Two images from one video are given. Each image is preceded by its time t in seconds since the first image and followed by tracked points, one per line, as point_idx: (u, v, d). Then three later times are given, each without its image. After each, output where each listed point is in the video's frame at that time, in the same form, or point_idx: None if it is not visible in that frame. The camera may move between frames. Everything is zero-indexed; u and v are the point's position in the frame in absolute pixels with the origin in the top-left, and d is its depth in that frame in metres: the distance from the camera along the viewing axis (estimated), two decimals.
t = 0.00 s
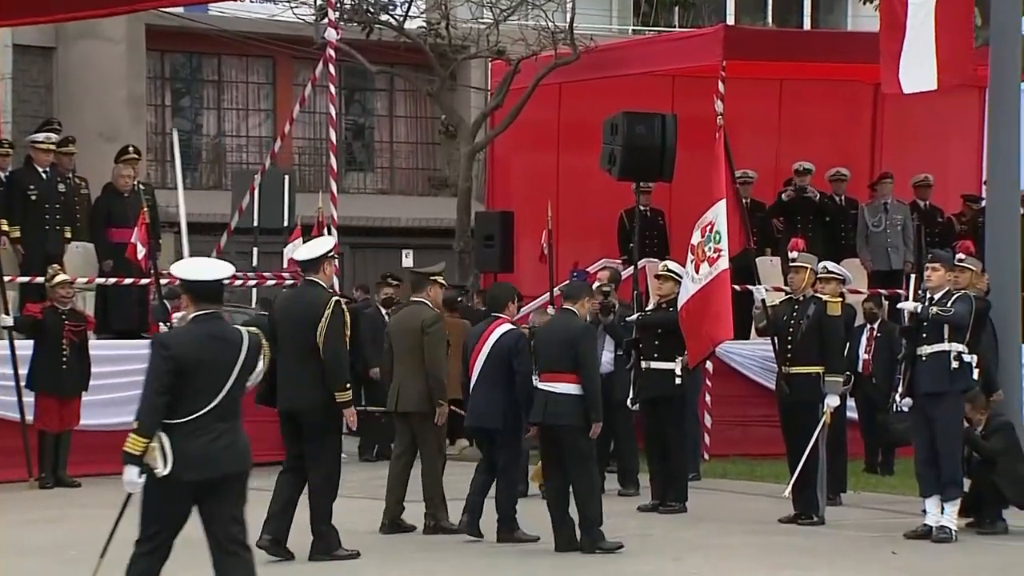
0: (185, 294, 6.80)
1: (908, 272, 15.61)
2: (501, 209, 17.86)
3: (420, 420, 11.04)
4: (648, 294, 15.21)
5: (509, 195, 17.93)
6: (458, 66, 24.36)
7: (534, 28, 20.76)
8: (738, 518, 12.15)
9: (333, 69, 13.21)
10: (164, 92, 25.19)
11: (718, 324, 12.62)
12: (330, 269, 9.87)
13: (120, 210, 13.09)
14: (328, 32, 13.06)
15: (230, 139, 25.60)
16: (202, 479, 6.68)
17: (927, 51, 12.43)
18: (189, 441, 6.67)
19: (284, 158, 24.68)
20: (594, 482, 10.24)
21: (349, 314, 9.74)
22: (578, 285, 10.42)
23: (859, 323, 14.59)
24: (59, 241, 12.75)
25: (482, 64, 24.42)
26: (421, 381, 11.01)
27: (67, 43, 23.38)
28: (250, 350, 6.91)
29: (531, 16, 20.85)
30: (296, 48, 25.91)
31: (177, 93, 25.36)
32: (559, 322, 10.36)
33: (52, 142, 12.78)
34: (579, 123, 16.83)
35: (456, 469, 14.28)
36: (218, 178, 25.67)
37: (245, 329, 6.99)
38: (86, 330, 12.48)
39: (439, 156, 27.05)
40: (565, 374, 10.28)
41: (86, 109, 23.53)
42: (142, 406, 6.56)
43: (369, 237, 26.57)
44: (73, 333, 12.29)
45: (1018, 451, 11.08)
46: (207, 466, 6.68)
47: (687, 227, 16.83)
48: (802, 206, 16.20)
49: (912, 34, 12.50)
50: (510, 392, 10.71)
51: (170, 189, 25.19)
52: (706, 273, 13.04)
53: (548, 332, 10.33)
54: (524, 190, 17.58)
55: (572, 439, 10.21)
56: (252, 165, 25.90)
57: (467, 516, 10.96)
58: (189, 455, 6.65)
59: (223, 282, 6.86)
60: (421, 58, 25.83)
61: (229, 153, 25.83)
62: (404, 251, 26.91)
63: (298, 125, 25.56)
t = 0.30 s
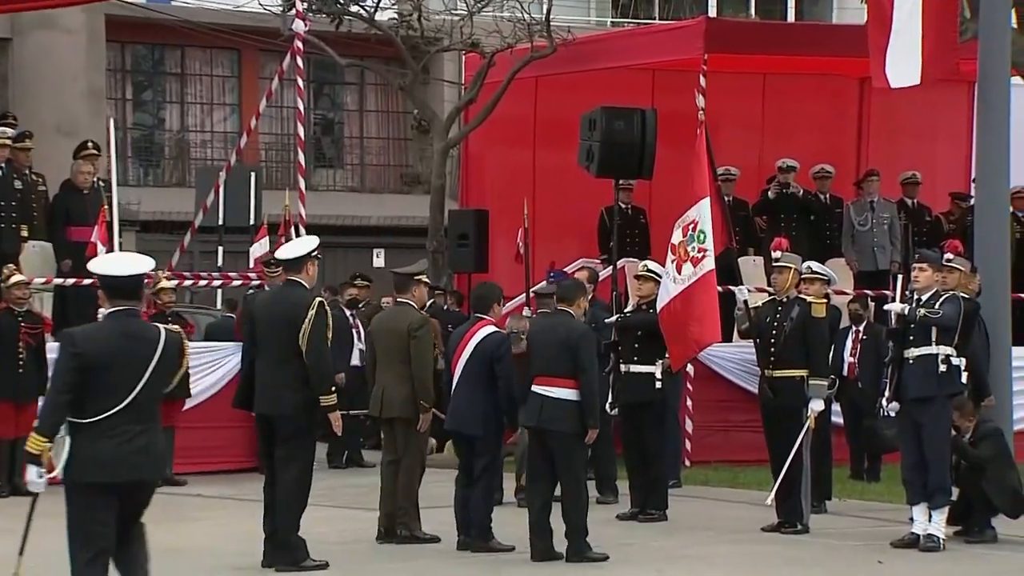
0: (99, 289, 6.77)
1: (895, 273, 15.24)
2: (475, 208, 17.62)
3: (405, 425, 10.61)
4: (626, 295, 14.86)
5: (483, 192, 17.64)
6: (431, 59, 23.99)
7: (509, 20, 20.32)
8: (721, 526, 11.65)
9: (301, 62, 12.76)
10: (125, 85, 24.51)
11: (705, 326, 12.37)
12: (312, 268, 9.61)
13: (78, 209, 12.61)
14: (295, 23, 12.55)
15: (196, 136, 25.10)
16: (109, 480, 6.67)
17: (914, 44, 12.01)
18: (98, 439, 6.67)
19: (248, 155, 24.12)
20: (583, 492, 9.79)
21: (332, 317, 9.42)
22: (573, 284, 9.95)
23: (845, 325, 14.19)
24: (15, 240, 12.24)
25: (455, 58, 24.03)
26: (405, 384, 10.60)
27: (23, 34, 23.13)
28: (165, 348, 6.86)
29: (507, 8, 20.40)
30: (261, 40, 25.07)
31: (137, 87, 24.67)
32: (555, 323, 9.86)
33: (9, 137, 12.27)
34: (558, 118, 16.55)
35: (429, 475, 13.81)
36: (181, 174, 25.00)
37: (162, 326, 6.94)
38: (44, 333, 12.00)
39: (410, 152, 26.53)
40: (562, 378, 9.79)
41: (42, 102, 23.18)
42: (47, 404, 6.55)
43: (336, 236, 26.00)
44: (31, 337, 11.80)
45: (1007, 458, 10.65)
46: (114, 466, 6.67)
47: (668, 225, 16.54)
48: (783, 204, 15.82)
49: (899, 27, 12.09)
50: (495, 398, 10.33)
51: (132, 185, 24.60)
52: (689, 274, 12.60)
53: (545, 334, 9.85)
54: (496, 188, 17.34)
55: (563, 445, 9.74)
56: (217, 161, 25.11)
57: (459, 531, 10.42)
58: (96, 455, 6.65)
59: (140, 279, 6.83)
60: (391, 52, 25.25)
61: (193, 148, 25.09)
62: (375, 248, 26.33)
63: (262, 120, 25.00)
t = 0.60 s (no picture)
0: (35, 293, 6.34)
1: (890, 272, 14.81)
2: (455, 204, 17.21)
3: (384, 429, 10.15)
4: (612, 295, 14.50)
5: (463, 187, 17.23)
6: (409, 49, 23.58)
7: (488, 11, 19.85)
8: (708, 534, 11.16)
9: (274, 52, 12.27)
10: (88, 76, 23.92)
11: (700, 329, 11.86)
12: (286, 267, 9.10)
13: (39, 204, 12.09)
14: (267, 13, 12.07)
15: (163, 128, 24.53)
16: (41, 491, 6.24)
17: (905, 34, 11.53)
18: (29, 450, 6.25)
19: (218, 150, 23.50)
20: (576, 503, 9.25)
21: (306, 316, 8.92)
22: (567, 283, 9.45)
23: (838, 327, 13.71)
24: None
25: (433, 49, 23.74)
26: (384, 387, 10.11)
27: None
28: (103, 354, 6.44)
29: None
30: (232, 28, 24.23)
31: (101, 77, 24.07)
32: (550, 324, 9.37)
33: None
34: (543, 110, 16.20)
35: (408, 483, 13.32)
36: (146, 169, 24.41)
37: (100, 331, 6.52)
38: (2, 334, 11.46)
39: (387, 146, 26.01)
40: (557, 381, 9.30)
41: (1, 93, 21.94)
42: None
43: (308, 233, 25.33)
44: None
45: (1006, 465, 10.21)
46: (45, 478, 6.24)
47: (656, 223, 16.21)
48: (774, 200, 15.35)
49: (891, 18, 11.62)
50: (473, 402, 9.84)
51: (95, 180, 24.05)
52: (683, 273, 12.11)
53: (539, 335, 9.37)
54: (478, 183, 16.90)
55: (559, 451, 9.22)
56: (185, 155, 24.55)
57: (437, 541, 9.91)
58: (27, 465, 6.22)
59: (78, 283, 6.40)
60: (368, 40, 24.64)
61: (159, 142, 24.50)
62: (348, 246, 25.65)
63: (233, 112, 24.46)
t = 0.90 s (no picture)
0: None
1: (884, 271, 14.44)
2: (436, 198, 16.87)
3: (361, 433, 9.69)
4: (598, 294, 14.17)
5: (445, 181, 16.87)
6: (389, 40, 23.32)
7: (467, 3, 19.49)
8: (698, 542, 10.72)
9: (248, 43, 11.80)
10: (55, 67, 23.46)
11: (698, 331, 11.48)
12: (259, 264, 8.65)
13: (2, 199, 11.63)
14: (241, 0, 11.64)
15: (133, 120, 24.01)
16: None
17: (897, 25, 11.13)
18: None
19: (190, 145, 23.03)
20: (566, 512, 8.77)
21: (279, 312, 8.49)
22: (554, 281, 8.98)
23: (832, 328, 13.29)
24: None
25: (414, 40, 23.45)
26: (361, 390, 9.66)
27: None
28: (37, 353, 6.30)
29: None
30: (202, 17, 24.06)
31: (69, 68, 23.61)
32: (536, 325, 8.91)
33: None
34: (529, 104, 15.94)
35: (387, 489, 12.88)
36: (115, 163, 23.86)
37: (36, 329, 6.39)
38: None
39: (365, 140, 25.56)
40: (545, 385, 8.84)
41: None
42: None
43: (281, 231, 24.79)
44: None
45: (1005, 468, 9.80)
46: None
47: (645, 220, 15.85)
48: (767, 196, 14.93)
49: (884, 8, 11.23)
50: (454, 405, 9.39)
51: (62, 174, 23.51)
52: (677, 274, 11.64)
53: (525, 336, 8.91)
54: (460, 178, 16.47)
55: (546, 457, 8.77)
56: (155, 149, 24.03)
57: (416, 549, 9.46)
58: None
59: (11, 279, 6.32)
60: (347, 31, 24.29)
61: (129, 135, 23.97)
62: (327, 244, 25.17)
63: (205, 105, 24.00)
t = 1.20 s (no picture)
0: None
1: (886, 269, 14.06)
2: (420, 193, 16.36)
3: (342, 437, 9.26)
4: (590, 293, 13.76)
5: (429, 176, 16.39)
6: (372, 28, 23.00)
7: None
8: (693, 550, 10.28)
9: (225, 31, 11.35)
10: (24, 56, 23.09)
11: (703, 332, 10.95)
12: (240, 260, 8.20)
13: None
14: None
15: (105, 111, 23.56)
16: None
17: (897, 14, 10.61)
18: None
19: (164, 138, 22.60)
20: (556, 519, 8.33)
21: (261, 309, 8.06)
22: (545, 278, 8.55)
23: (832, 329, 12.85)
24: None
25: (398, 29, 23.13)
26: (346, 393, 9.23)
27: None
28: None
29: None
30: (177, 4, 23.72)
31: (39, 58, 23.20)
32: (526, 325, 8.47)
33: None
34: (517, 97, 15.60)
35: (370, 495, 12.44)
36: (87, 156, 23.38)
37: None
38: None
39: (347, 133, 25.16)
40: (535, 386, 8.41)
41: None
42: None
43: (261, 226, 24.23)
44: None
45: (1009, 468, 9.39)
46: None
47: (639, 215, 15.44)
48: (764, 192, 14.52)
49: None
50: (439, 406, 8.96)
51: (32, 168, 23.00)
52: (677, 272, 11.12)
53: (513, 336, 8.46)
54: (447, 173, 16.04)
55: (535, 462, 8.34)
56: (128, 141, 23.57)
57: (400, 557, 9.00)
58: None
59: None
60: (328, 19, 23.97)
61: (102, 127, 23.51)
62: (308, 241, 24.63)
63: (182, 96, 23.57)
